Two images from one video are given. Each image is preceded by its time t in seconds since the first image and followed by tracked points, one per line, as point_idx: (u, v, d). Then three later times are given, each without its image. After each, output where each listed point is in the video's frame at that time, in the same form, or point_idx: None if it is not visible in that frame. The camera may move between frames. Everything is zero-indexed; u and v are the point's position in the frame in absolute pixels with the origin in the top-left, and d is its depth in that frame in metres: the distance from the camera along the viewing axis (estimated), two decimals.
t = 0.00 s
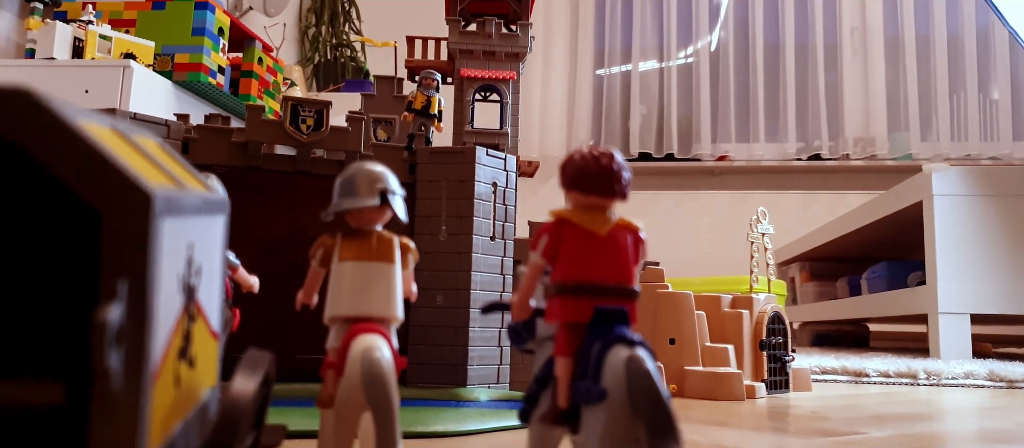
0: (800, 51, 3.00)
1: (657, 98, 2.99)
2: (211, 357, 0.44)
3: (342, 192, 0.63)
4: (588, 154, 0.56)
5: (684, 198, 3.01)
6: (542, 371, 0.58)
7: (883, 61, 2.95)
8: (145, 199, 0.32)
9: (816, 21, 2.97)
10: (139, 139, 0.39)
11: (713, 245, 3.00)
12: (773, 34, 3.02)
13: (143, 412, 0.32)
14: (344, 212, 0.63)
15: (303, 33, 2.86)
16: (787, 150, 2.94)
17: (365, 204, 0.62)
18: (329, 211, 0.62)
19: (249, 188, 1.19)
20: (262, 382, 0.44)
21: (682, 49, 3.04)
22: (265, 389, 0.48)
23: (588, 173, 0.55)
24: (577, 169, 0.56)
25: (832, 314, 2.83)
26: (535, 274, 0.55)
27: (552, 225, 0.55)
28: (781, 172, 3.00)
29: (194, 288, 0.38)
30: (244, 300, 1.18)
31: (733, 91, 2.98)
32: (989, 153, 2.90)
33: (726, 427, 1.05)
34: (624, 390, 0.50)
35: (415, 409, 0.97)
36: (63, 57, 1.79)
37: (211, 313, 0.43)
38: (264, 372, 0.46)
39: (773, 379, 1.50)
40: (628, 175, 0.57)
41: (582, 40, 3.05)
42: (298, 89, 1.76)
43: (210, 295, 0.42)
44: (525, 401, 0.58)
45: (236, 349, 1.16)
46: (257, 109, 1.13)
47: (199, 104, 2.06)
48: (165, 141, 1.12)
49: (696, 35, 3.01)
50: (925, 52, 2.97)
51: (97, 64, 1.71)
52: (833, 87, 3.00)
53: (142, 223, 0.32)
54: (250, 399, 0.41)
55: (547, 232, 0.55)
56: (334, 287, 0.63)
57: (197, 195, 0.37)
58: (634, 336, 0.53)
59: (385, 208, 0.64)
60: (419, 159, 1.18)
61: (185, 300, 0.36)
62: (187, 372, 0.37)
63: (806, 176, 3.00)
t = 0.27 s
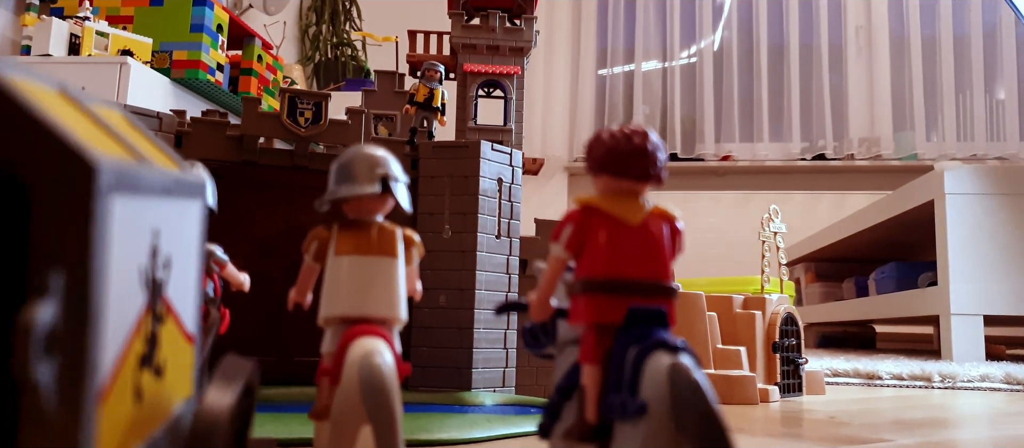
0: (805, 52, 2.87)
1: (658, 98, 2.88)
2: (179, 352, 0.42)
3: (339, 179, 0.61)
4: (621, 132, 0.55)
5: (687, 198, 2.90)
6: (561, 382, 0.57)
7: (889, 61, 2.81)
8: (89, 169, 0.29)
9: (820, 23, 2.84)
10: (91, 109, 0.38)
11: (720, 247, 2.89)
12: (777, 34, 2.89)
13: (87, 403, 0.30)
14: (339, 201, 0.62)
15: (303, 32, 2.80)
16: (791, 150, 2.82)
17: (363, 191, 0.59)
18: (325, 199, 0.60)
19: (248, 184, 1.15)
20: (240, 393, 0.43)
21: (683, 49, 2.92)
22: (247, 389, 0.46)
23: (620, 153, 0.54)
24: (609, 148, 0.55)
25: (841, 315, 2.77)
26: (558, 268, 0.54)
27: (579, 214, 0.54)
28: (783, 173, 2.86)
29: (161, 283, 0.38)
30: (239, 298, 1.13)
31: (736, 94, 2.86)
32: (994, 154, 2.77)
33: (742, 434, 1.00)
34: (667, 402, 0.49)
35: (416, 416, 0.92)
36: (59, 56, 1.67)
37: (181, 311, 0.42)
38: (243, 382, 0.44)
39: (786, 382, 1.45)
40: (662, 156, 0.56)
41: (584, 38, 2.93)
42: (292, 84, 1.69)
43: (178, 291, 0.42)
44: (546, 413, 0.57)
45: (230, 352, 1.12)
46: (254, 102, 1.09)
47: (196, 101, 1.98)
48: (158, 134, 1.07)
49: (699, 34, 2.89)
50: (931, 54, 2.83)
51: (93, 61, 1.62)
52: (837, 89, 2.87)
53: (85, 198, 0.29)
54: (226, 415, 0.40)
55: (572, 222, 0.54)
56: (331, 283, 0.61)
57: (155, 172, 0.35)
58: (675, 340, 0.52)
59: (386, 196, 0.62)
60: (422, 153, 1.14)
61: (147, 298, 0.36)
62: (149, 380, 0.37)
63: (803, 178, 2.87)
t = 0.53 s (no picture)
0: (806, 52, 2.84)
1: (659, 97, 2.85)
2: (157, 356, 0.40)
3: (335, 169, 0.58)
4: (639, 116, 0.53)
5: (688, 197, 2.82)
6: (577, 385, 0.56)
7: (891, 61, 2.78)
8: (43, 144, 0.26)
9: (823, 22, 2.80)
10: (60, 85, 0.35)
11: (722, 246, 2.83)
12: (779, 35, 2.86)
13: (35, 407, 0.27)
14: (335, 191, 0.59)
15: (303, 30, 2.76)
16: (793, 149, 2.78)
17: (361, 181, 0.57)
18: (321, 188, 0.58)
19: (247, 181, 1.12)
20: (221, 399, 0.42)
21: (685, 48, 2.89)
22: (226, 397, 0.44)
23: (637, 137, 0.52)
24: (625, 133, 0.53)
25: (844, 314, 2.74)
26: (570, 263, 0.52)
27: (593, 206, 0.52)
28: (783, 172, 2.82)
29: (134, 277, 0.36)
30: (236, 295, 1.10)
31: (739, 91, 2.83)
32: (996, 152, 2.72)
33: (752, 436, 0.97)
34: (692, 411, 0.46)
35: (418, 418, 0.90)
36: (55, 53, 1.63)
37: (161, 311, 0.40)
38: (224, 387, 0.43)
39: (793, 382, 1.43)
40: (683, 143, 0.54)
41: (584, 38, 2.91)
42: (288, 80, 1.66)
43: (157, 289, 0.39)
44: (561, 417, 0.56)
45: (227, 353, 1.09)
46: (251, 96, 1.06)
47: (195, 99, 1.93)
48: (152, 129, 1.05)
49: (701, 33, 2.86)
50: (933, 54, 2.79)
51: (90, 58, 1.58)
52: (839, 90, 2.83)
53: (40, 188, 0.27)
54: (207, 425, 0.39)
55: (586, 213, 0.52)
56: (327, 279, 0.58)
57: (121, 154, 0.32)
58: (701, 342, 0.49)
59: (386, 187, 0.60)
60: (423, 149, 1.11)
61: (115, 292, 0.33)
62: (119, 386, 0.34)
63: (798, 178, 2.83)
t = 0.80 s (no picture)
0: (804, 52, 2.83)
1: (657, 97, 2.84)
2: (138, 355, 0.39)
3: (327, 164, 0.57)
4: (642, 108, 0.52)
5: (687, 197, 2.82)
6: (576, 387, 0.55)
7: (888, 61, 2.77)
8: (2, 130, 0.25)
9: (820, 22, 2.80)
10: (33, 73, 0.34)
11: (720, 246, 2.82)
12: (777, 35, 2.85)
13: None
14: (326, 187, 0.58)
15: (300, 29, 2.74)
16: (791, 149, 2.77)
17: (354, 177, 0.56)
18: (312, 184, 0.57)
19: (241, 181, 1.11)
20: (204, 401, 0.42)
21: (683, 48, 2.89)
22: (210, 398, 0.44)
23: (639, 130, 0.51)
24: (627, 126, 0.52)
25: (842, 314, 2.74)
26: (570, 261, 0.51)
27: (593, 201, 0.51)
28: (781, 172, 2.81)
29: (112, 274, 0.35)
30: (231, 294, 1.09)
31: (736, 90, 2.82)
32: (994, 152, 2.71)
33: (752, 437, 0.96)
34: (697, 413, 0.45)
35: (414, 419, 0.88)
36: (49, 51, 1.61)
37: (142, 309, 0.39)
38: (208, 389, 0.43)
39: (792, 382, 1.42)
40: (687, 137, 0.53)
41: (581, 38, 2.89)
42: (284, 78, 1.65)
43: (138, 287, 0.38)
44: (559, 420, 0.55)
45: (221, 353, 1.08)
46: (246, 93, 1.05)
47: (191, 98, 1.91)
48: (144, 126, 1.04)
49: (698, 33, 2.85)
50: (931, 54, 2.79)
51: (86, 56, 1.57)
52: (837, 89, 2.82)
53: None
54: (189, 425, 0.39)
55: (587, 209, 0.51)
56: (319, 277, 0.57)
57: (93, 144, 0.31)
58: (706, 342, 0.48)
59: (379, 183, 0.59)
60: (419, 147, 1.10)
61: (90, 290, 0.32)
62: (96, 388, 0.33)
63: (802, 178, 2.82)
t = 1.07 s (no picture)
0: (803, 52, 2.83)
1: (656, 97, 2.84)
2: (137, 355, 0.39)
3: (326, 163, 0.57)
4: (640, 108, 0.52)
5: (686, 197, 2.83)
6: (574, 387, 0.55)
7: (887, 60, 2.77)
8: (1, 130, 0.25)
9: (819, 22, 2.80)
10: (32, 73, 0.34)
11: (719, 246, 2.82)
12: (775, 35, 2.85)
13: None
14: (325, 187, 0.58)
15: (299, 29, 2.74)
16: (789, 149, 2.77)
17: (353, 176, 0.56)
18: (311, 184, 0.57)
19: (239, 181, 1.11)
20: (202, 401, 0.42)
21: (682, 48, 2.89)
22: (209, 398, 0.44)
23: (637, 130, 0.51)
24: (626, 125, 0.52)
25: (841, 314, 2.74)
26: (568, 261, 0.51)
27: (593, 200, 0.51)
28: (779, 172, 2.81)
29: (111, 273, 0.35)
30: (229, 294, 1.09)
31: (734, 90, 2.82)
32: (993, 152, 2.71)
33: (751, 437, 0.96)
34: (696, 413, 0.45)
35: (413, 419, 0.88)
36: (48, 51, 1.62)
37: (140, 310, 0.39)
38: (206, 390, 0.43)
39: (790, 382, 1.42)
40: (686, 136, 0.53)
41: (580, 38, 2.89)
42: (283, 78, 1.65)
43: (136, 287, 0.38)
44: (558, 419, 0.55)
45: (219, 353, 1.08)
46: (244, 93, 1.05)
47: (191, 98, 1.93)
48: (142, 127, 1.04)
49: (697, 33, 2.85)
50: (929, 54, 2.79)
51: (85, 56, 1.57)
52: (836, 89, 2.83)
53: None
54: (187, 428, 0.40)
55: (586, 209, 0.51)
56: (318, 277, 0.57)
57: (92, 144, 0.31)
58: (704, 342, 0.48)
59: (378, 183, 0.59)
60: (417, 147, 1.10)
61: (90, 290, 0.32)
62: (95, 389, 0.33)
63: (801, 178, 2.82)
